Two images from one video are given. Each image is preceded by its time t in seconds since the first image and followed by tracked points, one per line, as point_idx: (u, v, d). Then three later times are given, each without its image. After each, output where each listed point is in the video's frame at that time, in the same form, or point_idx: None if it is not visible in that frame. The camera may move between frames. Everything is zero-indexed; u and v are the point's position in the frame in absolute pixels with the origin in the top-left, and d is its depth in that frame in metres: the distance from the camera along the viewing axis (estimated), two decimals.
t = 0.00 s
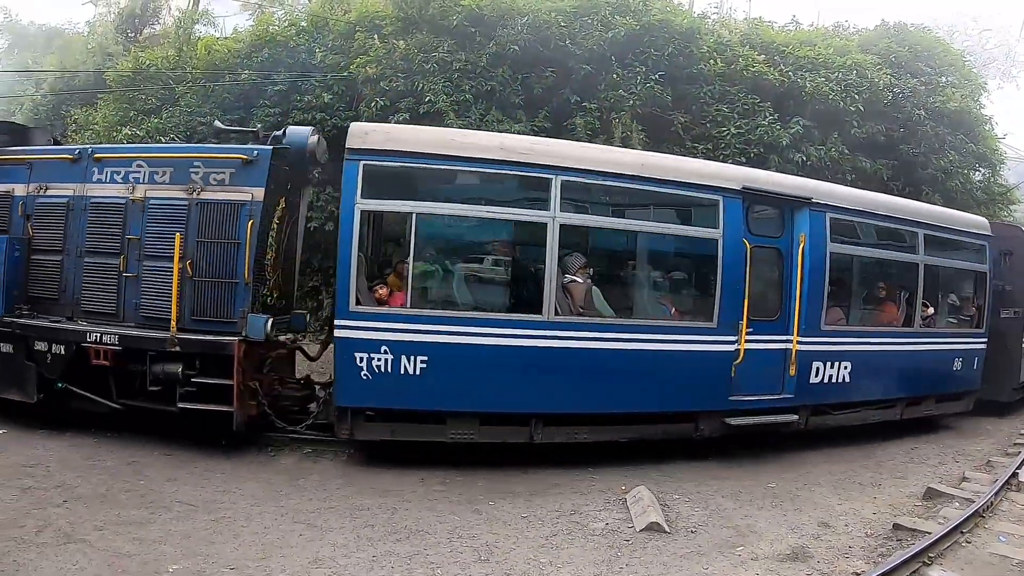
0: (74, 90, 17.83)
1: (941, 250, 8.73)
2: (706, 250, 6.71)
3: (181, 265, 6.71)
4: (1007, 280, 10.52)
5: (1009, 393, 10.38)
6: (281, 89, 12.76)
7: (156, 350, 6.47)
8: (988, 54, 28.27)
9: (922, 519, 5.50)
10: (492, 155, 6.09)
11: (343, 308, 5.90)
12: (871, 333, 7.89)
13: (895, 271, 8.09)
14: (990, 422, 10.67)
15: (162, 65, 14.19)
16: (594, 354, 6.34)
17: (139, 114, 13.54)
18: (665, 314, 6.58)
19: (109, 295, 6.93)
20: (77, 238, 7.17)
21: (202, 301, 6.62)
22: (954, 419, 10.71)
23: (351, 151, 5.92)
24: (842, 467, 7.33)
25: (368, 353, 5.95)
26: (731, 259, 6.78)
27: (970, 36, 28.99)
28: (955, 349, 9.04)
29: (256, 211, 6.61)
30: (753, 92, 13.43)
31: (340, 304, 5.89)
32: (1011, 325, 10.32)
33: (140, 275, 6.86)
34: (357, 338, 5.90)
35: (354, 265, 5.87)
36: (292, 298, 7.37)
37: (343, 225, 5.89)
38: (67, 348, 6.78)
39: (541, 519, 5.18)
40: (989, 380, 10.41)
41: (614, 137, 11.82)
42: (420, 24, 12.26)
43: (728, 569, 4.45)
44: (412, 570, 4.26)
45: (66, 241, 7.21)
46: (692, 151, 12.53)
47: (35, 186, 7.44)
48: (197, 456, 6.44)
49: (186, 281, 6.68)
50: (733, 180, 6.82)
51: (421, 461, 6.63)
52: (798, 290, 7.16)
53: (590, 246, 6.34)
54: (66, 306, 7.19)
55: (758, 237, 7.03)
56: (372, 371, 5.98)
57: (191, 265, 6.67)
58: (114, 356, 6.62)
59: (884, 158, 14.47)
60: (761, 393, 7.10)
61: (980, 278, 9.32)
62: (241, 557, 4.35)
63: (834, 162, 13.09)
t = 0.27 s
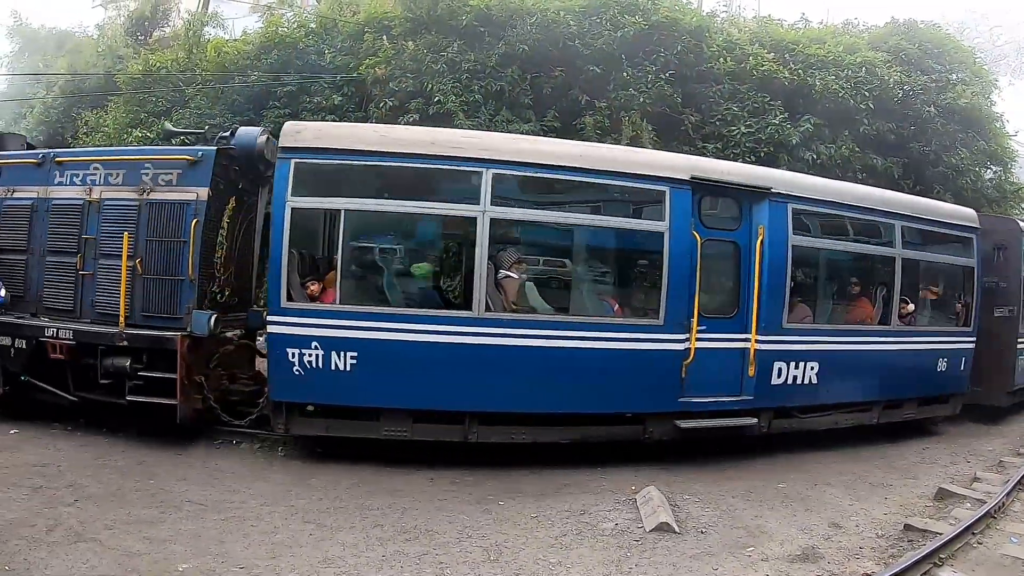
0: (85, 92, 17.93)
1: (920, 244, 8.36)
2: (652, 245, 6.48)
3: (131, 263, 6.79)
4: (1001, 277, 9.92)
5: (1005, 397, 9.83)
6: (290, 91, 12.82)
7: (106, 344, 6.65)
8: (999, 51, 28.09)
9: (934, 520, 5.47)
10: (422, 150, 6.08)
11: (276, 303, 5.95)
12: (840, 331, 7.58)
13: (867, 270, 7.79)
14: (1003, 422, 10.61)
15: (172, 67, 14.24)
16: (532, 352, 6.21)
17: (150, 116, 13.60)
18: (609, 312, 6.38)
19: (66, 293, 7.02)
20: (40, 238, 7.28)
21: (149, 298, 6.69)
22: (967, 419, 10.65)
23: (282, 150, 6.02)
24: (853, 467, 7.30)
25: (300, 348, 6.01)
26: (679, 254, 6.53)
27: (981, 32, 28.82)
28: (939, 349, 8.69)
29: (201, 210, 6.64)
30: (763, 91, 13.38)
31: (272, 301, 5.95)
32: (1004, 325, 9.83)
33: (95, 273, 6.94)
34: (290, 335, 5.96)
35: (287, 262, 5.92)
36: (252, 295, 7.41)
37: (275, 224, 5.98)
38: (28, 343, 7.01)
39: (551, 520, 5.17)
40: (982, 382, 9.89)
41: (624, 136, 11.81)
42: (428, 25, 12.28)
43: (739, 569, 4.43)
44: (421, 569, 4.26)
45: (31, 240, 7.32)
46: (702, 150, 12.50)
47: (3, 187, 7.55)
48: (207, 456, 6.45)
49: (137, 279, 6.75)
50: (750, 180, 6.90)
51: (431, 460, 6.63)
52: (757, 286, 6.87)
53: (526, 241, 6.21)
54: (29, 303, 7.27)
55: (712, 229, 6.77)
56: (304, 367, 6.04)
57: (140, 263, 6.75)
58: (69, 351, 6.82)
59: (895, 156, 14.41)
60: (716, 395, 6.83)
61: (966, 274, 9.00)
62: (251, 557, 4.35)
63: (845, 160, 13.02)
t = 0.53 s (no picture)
0: (92, 94, 17.98)
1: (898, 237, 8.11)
2: (586, 240, 6.31)
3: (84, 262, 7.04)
4: (986, 273, 9.44)
5: (991, 401, 9.43)
6: (295, 91, 12.85)
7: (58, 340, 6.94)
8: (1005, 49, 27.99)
9: (940, 520, 5.45)
10: (351, 147, 6.11)
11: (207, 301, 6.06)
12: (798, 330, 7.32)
13: (832, 264, 7.54)
14: (1010, 422, 10.57)
15: (178, 69, 14.27)
16: (463, 351, 6.12)
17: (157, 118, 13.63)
18: (542, 311, 6.23)
19: (27, 290, 7.31)
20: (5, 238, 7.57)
21: (99, 296, 6.93)
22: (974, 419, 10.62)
23: (215, 151, 6.15)
24: (859, 467, 7.28)
25: (232, 345, 6.09)
26: (616, 249, 6.34)
27: (986, 30, 28.72)
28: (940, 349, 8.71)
29: (148, 210, 6.84)
30: (768, 90, 13.36)
31: (205, 298, 6.06)
32: (988, 323, 9.41)
33: (53, 272, 7.22)
34: (221, 331, 6.05)
35: (218, 260, 6.04)
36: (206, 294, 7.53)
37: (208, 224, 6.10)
38: None
39: (556, 520, 5.16)
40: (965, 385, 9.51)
41: (628, 135, 11.80)
42: (433, 26, 12.30)
43: (744, 570, 4.42)
44: (426, 569, 4.26)
45: None
46: (707, 150, 12.48)
47: None
48: (213, 456, 6.46)
49: (88, 277, 7.00)
50: (754, 181, 6.96)
51: (437, 460, 6.63)
52: (701, 283, 6.66)
53: (454, 238, 6.16)
54: None
55: (654, 224, 6.58)
56: (238, 364, 6.11)
57: (92, 262, 6.99)
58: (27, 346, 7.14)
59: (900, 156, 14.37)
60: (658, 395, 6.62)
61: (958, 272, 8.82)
62: (256, 557, 4.35)
63: (850, 159, 12.97)
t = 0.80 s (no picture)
0: (93, 95, 17.97)
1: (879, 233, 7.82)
2: (512, 235, 6.16)
3: (38, 262, 7.20)
4: (963, 268, 8.96)
5: (968, 404, 8.94)
6: (295, 91, 12.84)
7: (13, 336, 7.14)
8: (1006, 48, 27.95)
9: (942, 519, 5.43)
10: (304, 146, 6.17)
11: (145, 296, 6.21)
12: (746, 328, 6.97)
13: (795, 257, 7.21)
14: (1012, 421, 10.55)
15: (178, 70, 14.27)
16: (387, 348, 6.10)
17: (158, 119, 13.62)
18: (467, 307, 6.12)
19: None
20: None
21: (52, 294, 7.09)
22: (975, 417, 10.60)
23: (153, 152, 6.33)
24: (860, 466, 7.26)
25: (167, 340, 6.21)
26: (542, 243, 6.17)
27: (987, 29, 28.69)
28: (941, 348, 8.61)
29: (96, 211, 6.94)
30: (769, 89, 13.35)
31: (143, 293, 6.21)
32: (965, 321, 8.92)
33: (12, 271, 7.41)
34: (155, 326, 6.19)
35: (154, 255, 6.19)
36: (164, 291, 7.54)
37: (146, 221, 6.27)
38: None
39: (556, 520, 5.15)
40: (941, 387, 9.02)
41: (629, 135, 11.79)
42: (433, 26, 12.31)
43: (744, 570, 4.41)
44: (426, 569, 4.25)
45: None
46: (708, 148, 12.46)
47: None
48: (213, 456, 6.46)
49: (42, 276, 7.16)
50: (720, 172, 6.77)
51: (437, 460, 6.62)
52: (635, 278, 6.41)
53: (378, 234, 6.14)
54: None
55: (585, 218, 6.38)
56: (173, 358, 6.24)
57: (45, 261, 7.15)
58: None
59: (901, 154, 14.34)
60: (591, 394, 6.39)
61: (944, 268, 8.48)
62: (256, 557, 4.35)
63: (852, 158, 12.92)
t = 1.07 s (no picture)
0: (88, 96, 17.93)
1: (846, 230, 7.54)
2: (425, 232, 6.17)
3: None
4: (930, 264, 8.62)
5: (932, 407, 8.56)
6: (292, 91, 12.82)
7: None
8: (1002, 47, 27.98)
9: (938, 518, 5.43)
10: (296, 147, 6.28)
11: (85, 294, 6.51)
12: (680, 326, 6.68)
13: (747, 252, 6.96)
14: (1009, 420, 10.56)
15: (173, 70, 14.24)
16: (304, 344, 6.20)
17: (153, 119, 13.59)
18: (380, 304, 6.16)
19: None
20: None
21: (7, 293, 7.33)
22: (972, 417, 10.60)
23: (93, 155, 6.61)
24: (857, 465, 7.26)
25: (104, 335, 6.50)
26: (456, 241, 6.14)
27: (983, 28, 28.72)
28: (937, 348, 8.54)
29: (45, 211, 7.17)
30: (765, 88, 13.35)
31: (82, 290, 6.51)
32: (929, 319, 8.61)
33: None
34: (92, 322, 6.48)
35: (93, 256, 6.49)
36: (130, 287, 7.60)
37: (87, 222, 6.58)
38: None
39: (552, 519, 5.14)
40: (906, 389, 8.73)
41: (625, 134, 11.80)
42: (429, 26, 12.29)
43: (740, 569, 4.40)
44: (422, 569, 4.24)
45: None
46: (705, 148, 12.45)
47: None
48: (209, 457, 6.44)
49: None
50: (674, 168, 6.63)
51: (432, 460, 6.61)
52: (558, 276, 6.27)
53: (298, 231, 6.26)
54: None
55: (503, 213, 6.30)
56: (110, 352, 6.52)
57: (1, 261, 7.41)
58: None
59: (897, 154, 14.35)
60: (513, 395, 6.25)
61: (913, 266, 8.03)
62: (251, 557, 4.34)
63: (847, 158, 12.85)
